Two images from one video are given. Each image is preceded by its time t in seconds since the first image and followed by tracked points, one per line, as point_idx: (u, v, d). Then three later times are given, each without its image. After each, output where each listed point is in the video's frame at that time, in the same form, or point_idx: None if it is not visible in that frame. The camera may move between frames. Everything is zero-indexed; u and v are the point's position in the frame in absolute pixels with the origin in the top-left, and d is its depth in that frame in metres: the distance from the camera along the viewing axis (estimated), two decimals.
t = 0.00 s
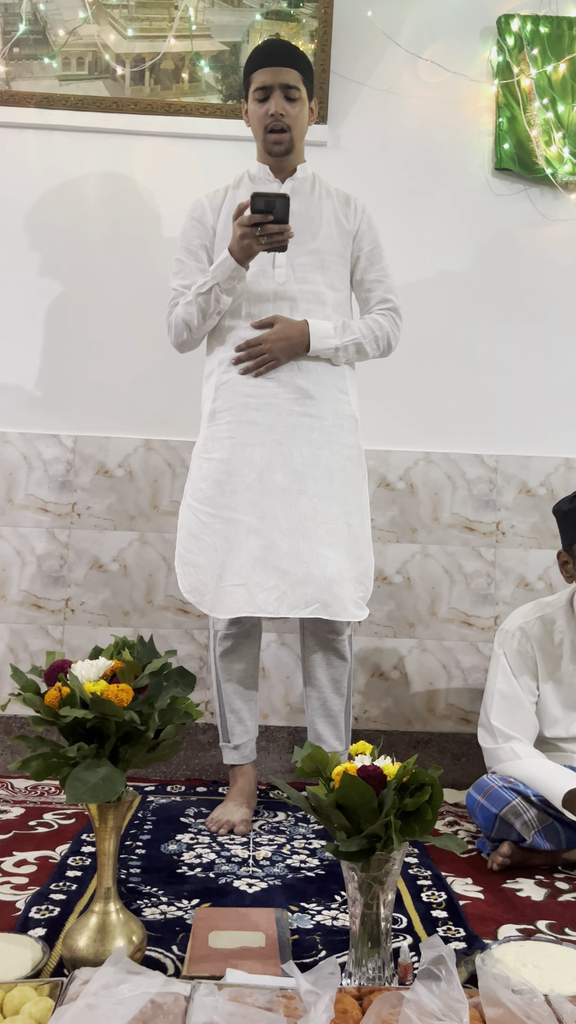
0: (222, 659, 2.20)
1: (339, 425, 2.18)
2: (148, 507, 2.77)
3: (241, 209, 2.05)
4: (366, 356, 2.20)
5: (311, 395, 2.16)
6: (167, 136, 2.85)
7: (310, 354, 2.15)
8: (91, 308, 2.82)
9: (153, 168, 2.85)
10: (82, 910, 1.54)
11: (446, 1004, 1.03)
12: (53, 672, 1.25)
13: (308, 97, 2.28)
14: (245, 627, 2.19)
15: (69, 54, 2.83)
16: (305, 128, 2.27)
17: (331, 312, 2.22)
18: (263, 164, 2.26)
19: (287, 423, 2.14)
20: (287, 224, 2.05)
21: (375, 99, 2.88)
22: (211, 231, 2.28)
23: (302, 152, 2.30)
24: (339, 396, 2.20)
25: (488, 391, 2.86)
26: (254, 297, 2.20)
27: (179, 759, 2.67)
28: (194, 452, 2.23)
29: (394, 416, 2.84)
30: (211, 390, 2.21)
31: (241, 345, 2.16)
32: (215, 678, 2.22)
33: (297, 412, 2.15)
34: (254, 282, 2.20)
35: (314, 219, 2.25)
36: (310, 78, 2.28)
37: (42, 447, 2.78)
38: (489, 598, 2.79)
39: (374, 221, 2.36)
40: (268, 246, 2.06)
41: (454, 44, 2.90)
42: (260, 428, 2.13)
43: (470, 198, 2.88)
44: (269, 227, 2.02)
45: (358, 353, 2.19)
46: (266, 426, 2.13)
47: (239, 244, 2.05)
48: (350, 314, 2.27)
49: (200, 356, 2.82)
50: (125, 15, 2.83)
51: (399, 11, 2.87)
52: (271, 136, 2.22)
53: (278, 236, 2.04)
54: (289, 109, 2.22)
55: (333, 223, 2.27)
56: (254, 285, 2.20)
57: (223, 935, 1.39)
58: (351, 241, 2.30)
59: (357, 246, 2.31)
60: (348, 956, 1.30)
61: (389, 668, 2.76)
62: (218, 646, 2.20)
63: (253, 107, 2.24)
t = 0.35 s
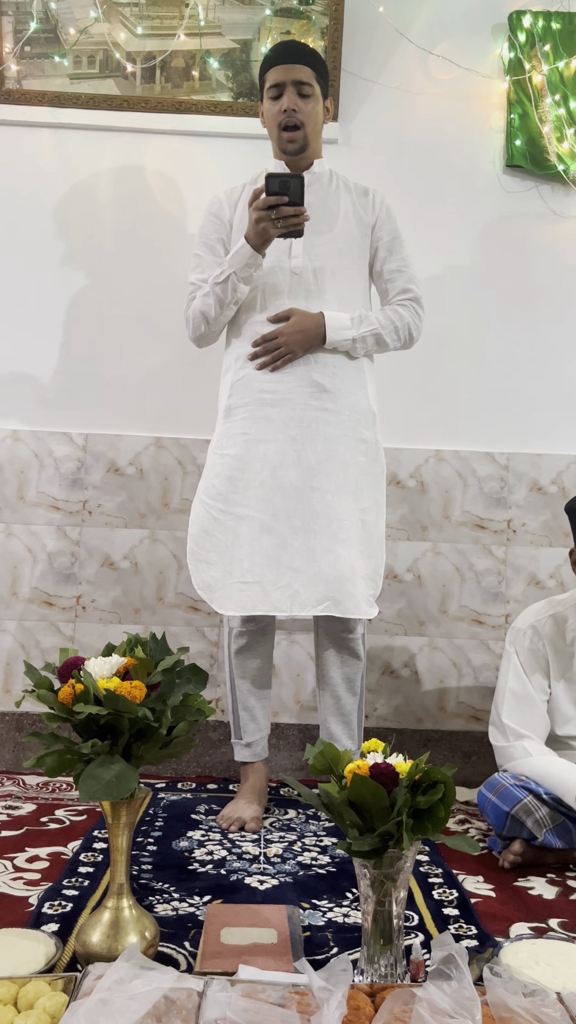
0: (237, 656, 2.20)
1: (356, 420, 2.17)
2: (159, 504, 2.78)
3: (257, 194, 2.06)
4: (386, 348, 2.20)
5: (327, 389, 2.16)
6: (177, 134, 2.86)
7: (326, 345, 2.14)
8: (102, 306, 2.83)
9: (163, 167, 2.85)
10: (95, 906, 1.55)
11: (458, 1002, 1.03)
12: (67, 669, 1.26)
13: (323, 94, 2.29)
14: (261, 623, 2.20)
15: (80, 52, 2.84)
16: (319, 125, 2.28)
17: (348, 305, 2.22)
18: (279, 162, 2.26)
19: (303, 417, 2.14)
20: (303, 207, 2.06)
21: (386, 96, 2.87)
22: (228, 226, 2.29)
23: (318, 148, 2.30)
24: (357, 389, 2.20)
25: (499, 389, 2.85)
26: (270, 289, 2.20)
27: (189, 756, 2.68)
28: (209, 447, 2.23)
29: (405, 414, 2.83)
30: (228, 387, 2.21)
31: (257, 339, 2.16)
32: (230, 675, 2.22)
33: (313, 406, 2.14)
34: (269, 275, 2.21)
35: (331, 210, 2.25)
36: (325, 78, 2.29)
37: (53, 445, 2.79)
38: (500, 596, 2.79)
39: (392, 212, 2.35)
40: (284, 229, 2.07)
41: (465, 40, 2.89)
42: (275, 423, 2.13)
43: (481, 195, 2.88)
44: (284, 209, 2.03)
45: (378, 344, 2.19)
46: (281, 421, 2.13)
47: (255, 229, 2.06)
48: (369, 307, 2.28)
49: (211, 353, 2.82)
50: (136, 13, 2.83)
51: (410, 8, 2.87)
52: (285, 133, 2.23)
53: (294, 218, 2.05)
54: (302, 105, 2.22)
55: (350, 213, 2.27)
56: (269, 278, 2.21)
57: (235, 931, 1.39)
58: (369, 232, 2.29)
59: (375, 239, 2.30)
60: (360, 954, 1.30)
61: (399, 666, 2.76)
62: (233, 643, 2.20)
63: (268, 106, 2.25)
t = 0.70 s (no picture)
0: (246, 654, 2.20)
1: (369, 419, 2.18)
2: (164, 504, 2.78)
3: (265, 188, 2.05)
4: (399, 349, 2.20)
5: (340, 387, 2.16)
6: (182, 134, 2.86)
7: (339, 342, 2.14)
8: (108, 307, 2.83)
9: (168, 166, 2.85)
10: (100, 905, 1.55)
11: (463, 1002, 1.03)
12: (71, 668, 1.26)
13: (335, 89, 2.31)
14: (270, 623, 2.19)
15: (85, 52, 2.84)
16: (331, 118, 2.27)
17: (362, 304, 2.22)
18: (293, 153, 2.24)
19: (315, 416, 2.13)
20: (311, 198, 2.04)
21: (391, 95, 2.87)
22: (244, 227, 2.29)
23: (331, 142, 2.28)
24: (370, 388, 2.20)
25: (504, 388, 2.85)
26: (285, 286, 2.21)
27: (195, 754, 2.68)
28: (222, 446, 2.24)
29: (410, 413, 2.83)
30: (240, 385, 2.22)
31: (270, 335, 2.17)
32: (239, 675, 2.22)
33: (326, 405, 2.14)
34: (285, 272, 2.22)
35: (349, 211, 2.25)
36: (338, 72, 2.30)
37: (59, 444, 2.79)
38: (505, 595, 2.79)
39: (410, 216, 2.35)
40: (293, 220, 2.05)
41: (470, 38, 2.88)
42: (287, 422, 2.13)
43: (487, 193, 2.87)
44: (291, 198, 2.01)
45: (390, 346, 2.19)
46: (294, 419, 2.13)
47: (264, 222, 2.05)
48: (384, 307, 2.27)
49: (216, 353, 2.82)
50: (141, 13, 2.84)
51: (414, 6, 2.86)
52: (296, 124, 2.23)
53: (302, 209, 2.03)
54: (311, 97, 2.22)
55: (367, 214, 2.27)
56: (285, 275, 2.22)
57: (240, 929, 1.40)
58: (386, 235, 2.29)
59: (391, 241, 2.30)
60: (365, 953, 1.30)
61: (404, 666, 2.76)
62: (242, 642, 2.21)
63: (280, 102, 2.26)
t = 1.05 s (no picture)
0: (249, 654, 2.20)
1: (371, 418, 2.17)
2: (165, 504, 2.78)
3: (263, 179, 2.05)
4: (403, 349, 2.19)
5: (343, 387, 2.16)
6: (183, 134, 2.86)
7: (341, 341, 2.14)
8: (110, 308, 2.83)
9: (168, 167, 2.85)
10: (101, 905, 1.55)
11: (463, 1002, 1.03)
12: (71, 668, 1.25)
13: (341, 86, 2.30)
14: (272, 623, 2.19)
15: (86, 52, 2.84)
16: (336, 116, 2.27)
17: (366, 303, 2.22)
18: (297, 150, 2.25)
19: (317, 416, 2.13)
20: (311, 189, 2.04)
21: (392, 94, 2.87)
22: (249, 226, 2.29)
23: (337, 139, 2.29)
24: (373, 388, 2.20)
25: (506, 388, 2.85)
26: (287, 286, 2.21)
27: (196, 754, 2.68)
28: (225, 447, 2.24)
29: (411, 413, 2.83)
30: (243, 386, 2.23)
31: (272, 335, 2.17)
32: (241, 675, 2.22)
33: (329, 404, 2.14)
34: (288, 271, 2.22)
35: (353, 210, 2.25)
36: (344, 70, 2.30)
37: (60, 445, 2.79)
38: (506, 595, 2.78)
39: (415, 214, 2.35)
40: (292, 211, 2.05)
41: (471, 39, 2.88)
42: (290, 422, 2.13)
43: (488, 194, 2.87)
44: (290, 190, 2.02)
45: (394, 344, 2.18)
46: (296, 419, 2.13)
47: (263, 214, 2.05)
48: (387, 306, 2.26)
49: (217, 353, 2.82)
50: (142, 13, 2.84)
51: (415, 6, 2.86)
52: (300, 120, 2.22)
53: (301, 200, 2.03)
54: (315, 94, 2.22)
55: (373, 213, 2.27)
56: (288, 274, 2.22)
57: (240, 930, 1.40)
58: (391, 233, 2.29)
59: (396, 240, 2.30)
60: (365, 953, 1.30)
61: (406, 666, 2.76)
62: (244, 642, 2.21)
63: (284, 101, 2.26)
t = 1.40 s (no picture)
0: (248, 655, 2.20)
1: (370, 419, 2.17)
2: (164, 505, 2.78)
3: (261, 178, 2.05)
4: (401, 349, 2.20)
5: (342, 388, 2.16)
6: (182, 134, 2.86)
7: (340, 342, 2.14)
8: (109, 309, 2.83)
9: (167, 167, 2.85)
10: (99, 906, 1.55)
11: (461, 1002, 1.03)
12: (70, 669, 1.26)
13: (340, 84, 2.29)
14: (271, 624, 2.19)
15: (85, 53, 2.84)
16: (335, 115, 2.27)
17: (364, 303, 2.22)
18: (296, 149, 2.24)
19: (316, 416, 2.13)
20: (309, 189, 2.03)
21: (391, 95, 2.87)
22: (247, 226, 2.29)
23: (336, 139, 2.29)
24: (371, 388, 2.20)
25: (504, 389, 2.85)
26: (286, 286, 2.21)
27: (195, 755, 2.68)
28: (224, 447, 2.24)
29: (410, 414, 2.83)
30: (242, 386, 2.23)
31: (271, 336, 2.17)
32: (240, 677, 2.22)
33: (328, 405, 2.14)
34: (287, 272, 2.22)
35: (352, 210, 2.25)
36: (343, 70, 2.30)
37: (59, 445, 2.79)
38: (505, 596, 2.78)
39: (415, 214, 2.35)
40: (290, 211, 2.05)
41: (470, 39, 2.89)
42: (289, 423, 2.13)
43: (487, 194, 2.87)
44: (287, 190, 2.01)
45: (393, 346, 2.19)
46: (295, 419, 2.13)
47: (261, 213, 2.05)
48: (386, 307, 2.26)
49: (216, 353, 2.82)
50: (140, 14, 2.84)
51: (414, 7, 2.87)
52: (299, 119, 2.22)
53: (298, 200, 2.03)
54: (314, 93, 2.22)
55: (371, 214, 2.27)
56: (286, 274, 2.22)
57: (239, 930, 1.40)
58: (390, 234, 2.29)
59: (395, 241, 2.30)
60: (363, 954, 1.30)
61: (404, 666, 2.76)
62: (243, 644, 2.21)
63: (283, 99, 2.26)
